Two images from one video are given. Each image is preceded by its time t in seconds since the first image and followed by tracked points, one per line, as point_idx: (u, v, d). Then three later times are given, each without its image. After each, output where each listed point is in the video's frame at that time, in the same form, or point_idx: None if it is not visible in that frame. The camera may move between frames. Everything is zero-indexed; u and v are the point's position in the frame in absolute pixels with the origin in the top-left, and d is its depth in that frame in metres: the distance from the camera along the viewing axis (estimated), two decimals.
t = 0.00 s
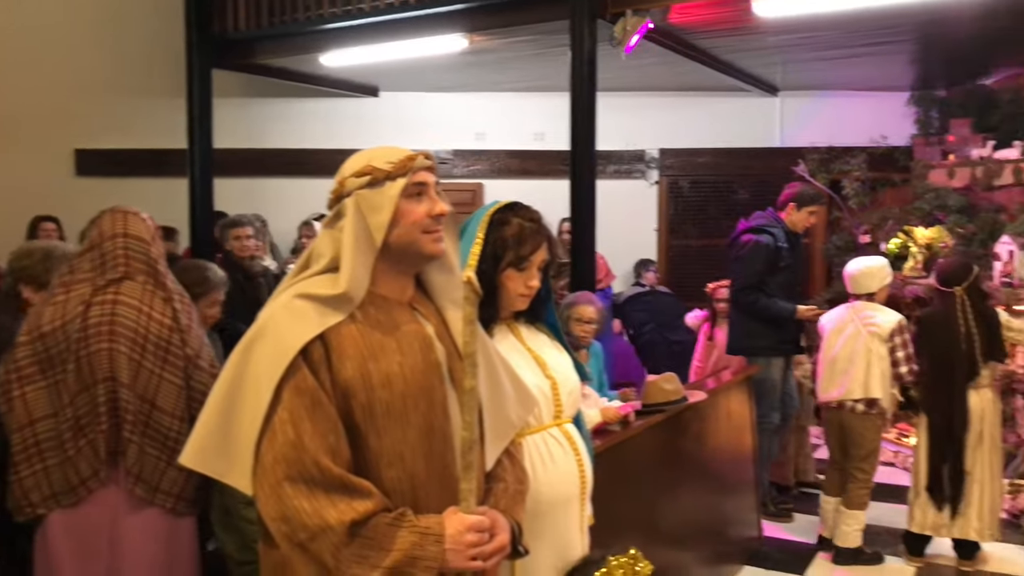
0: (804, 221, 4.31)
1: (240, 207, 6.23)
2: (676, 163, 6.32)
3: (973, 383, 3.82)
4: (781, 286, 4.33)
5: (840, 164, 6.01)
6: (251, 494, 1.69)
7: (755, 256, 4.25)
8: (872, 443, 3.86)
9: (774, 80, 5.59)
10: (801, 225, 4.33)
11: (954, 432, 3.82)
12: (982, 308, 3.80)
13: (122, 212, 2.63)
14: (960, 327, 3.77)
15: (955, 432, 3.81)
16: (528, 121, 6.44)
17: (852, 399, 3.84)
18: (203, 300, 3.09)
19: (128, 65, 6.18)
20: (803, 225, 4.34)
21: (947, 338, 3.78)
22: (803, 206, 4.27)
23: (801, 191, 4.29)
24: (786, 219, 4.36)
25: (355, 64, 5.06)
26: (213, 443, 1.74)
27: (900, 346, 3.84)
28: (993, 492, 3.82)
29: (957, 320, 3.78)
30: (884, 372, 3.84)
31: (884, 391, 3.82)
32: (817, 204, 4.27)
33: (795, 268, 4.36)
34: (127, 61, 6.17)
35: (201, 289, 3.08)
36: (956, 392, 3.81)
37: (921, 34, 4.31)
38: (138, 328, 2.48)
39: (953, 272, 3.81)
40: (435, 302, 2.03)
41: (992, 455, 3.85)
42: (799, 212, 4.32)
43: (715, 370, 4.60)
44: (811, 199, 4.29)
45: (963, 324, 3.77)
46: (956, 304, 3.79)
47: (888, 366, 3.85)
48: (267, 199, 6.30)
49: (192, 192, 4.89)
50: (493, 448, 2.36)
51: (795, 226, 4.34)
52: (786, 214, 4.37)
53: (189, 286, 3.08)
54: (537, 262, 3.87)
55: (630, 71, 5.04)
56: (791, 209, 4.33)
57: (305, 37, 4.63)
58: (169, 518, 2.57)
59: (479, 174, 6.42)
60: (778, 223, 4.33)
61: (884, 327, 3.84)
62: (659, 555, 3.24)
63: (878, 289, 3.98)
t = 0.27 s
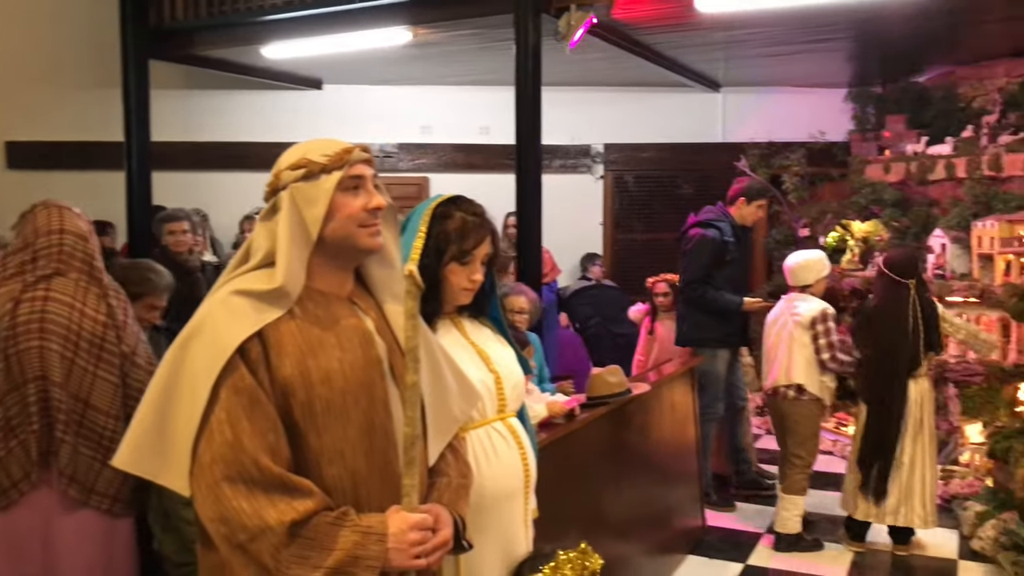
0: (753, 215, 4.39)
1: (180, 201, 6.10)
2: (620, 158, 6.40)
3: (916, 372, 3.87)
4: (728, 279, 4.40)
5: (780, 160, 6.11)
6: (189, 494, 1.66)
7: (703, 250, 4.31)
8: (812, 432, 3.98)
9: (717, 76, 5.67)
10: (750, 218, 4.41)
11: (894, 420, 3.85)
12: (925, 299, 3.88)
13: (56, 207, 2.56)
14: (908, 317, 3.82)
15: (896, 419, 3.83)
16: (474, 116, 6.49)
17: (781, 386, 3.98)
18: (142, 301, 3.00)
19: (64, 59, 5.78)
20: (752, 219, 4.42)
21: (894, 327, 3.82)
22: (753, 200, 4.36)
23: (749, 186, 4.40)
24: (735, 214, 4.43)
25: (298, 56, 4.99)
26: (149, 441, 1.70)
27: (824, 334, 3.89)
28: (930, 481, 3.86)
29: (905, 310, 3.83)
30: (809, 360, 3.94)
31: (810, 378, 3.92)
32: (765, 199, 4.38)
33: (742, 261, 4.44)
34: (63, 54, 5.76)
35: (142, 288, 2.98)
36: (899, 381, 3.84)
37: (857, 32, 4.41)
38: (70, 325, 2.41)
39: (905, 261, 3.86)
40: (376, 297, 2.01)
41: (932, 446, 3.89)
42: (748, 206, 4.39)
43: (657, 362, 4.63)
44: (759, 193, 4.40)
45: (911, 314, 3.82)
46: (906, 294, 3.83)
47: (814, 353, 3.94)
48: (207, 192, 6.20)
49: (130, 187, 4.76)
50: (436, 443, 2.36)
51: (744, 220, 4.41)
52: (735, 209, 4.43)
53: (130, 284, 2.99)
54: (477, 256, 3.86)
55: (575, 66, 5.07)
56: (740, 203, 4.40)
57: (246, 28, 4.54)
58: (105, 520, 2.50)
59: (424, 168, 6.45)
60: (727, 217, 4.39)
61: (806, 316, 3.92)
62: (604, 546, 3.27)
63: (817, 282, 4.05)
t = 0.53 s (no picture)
0: (716, 207, 4.43)
1: (132, 193, 6.16)
2: (575, 150, 6.45)
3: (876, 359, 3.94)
4: (690, 269, 4.47)
5: (731, 153, 6.23)
6: (133, 489, 1.59)
7: (665, 242, 4.36)
8: (759, 413, 4.08)
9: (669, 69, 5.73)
10: (713, 210, 4.46)
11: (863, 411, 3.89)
12: (878, 289, 3.97)
13: None
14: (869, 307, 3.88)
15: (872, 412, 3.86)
16: (427, 107, 6.45)
17: (725, 368, 4.14)
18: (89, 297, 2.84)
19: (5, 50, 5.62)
20: (715, 211, 4.46)
21: (862, 318, 3.85)
22: (716, 191, 4.41)
23: (712, 177, 4.45)
24: (698, 206, 4.48)
25: (248, 47, 4.92)
26: (90, 436, 1.63)
27: (763, 316, 3.99)
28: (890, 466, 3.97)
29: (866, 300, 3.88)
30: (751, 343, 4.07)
31: (750, 360, 4.06)
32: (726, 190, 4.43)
33: (704, 252, 4.50)
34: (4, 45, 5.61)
35: (88, 283, 2.83)
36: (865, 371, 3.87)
37: (806, 26, 4.48)
38: (15, 318, 2.29)
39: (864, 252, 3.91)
40: (323, 288, 1.96)
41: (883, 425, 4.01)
42: (711, 198, 4.44)
43: (609, 353, 4.65)
44: (721, 185, 4.44)
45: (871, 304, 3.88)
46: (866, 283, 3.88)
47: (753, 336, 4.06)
48: (161, 186, 6.22)
49: (75, 179, 4.65)
50: (388, 435, 2.33)
51: (707, 212, 4.46)
52: (699, 201, 4.47)
53: (76, 281, 2.84)
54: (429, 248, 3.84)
55: (528, 58, 5.07)
56: (703, 194, 4.45)
57: (194, 18, 4.47)
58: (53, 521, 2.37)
59: (379, 161, 6.44)
60: (689, 209, 4.45)
61: (746, 299, 4.04)
62: (561, 535, 3.28)
63: (765, 270, 4.14)
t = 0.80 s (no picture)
0: (681, 196, 4.47)
1: (76, 180, 6.04)
2: (532, 139, 6.44)
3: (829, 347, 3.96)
4: (661, 255, 4.53)
5: (685, 142, 6.41)
6: (76, 482, 1.50)
7: (636, 230, 4.41)
8: (711, 400, 4.14)
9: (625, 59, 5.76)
10: (679, 199, 4.50)
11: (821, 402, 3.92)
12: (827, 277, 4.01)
13: None
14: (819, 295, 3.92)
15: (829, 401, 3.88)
16: (383, 95, 6.41)
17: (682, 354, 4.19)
18: (37, 290, 2.53)
19: None
20: (681, 200, 4.50)
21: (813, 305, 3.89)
22: (680, 182, 4.44)
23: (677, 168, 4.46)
24: (664, 195, 4.52)
25: (200, 33, 4.83)
26: (29, 426, 1.53)
27: (715, 304, 4.04)
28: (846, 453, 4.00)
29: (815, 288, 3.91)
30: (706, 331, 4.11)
31: (705, 347, 4.11)
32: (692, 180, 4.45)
33: (675, 239, 4.56)
34: None
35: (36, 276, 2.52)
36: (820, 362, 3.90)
37: (759, 17, 4.53)
38: None
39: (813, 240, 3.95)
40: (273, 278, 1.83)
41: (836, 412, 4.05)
42: (676, 187, 4.48)
43: (564, 342, 4.65)
44: (686, 175, 4.46)
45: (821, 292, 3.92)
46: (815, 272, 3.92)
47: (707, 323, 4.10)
48: (107, 174, 6.08)
49: (17, 167, 4.49)
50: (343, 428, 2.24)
51: (674, 201, 4.50)
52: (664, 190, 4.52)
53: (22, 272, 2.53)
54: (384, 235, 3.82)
55: (485, 47, 5.05)
56: (669, 184, 4.49)
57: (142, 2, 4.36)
58: None
59: (333, 149, 6.33)
60: (657, 198, 4.50)
61: (698, 287, 4.09)
62: (519, 526, 3.26)
63: (720, 257, 4.18)
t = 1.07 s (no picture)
0: (643, 189, 4.47)
1: (27, 174, 5.91)
2: (495, 132, 6.42)
3: (777, 339, 3.97)
4: (632, 246, 4.55)
5: (647, 135, 6.50)
6: (25, 482, 1.45)
7: (606, 219, 4.42)
8: (672, 391, 4.17)
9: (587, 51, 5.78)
10: (642, 192, 4.49)
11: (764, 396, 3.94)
12: (779, 272, 3.97)
13: None
14: (762, 287, 3.93)
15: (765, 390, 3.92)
16: (344, 87, 6.38)
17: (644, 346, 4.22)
18: None
19: None
20: (644, 193, 4.50)
21: (754, 299, 3.92)
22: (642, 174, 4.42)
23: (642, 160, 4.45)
24: (629, 188, 4.52)
25: (156, 23, 4.74)
26: None
27: (676, 297, 4.03)
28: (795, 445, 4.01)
29: (758, 280, 3.94)
30: (667, 323, 4.13)
31: (666, 339, 4.13)
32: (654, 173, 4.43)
33: (643, 229, 4.58)
34: None
35: None
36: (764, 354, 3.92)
37: (719, 11, 4.57)
38: None
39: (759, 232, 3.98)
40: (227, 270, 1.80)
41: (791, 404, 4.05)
42: (639, 180, 4.47)
43: (525, 335, 4.67)
44: (649, 168, 4.44)
45: (765, 284, 3.93)
46: (758, 263, 3.95)
47: (668, 316, 4.13)
48: (61, 168, 5.96)
49: None
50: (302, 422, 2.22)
51: (637, 194, 4.50)
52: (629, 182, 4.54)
53: None
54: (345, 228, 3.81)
55: (447, 39, 5.03)
56: (633, 178, 4.49)
57: None
58: None
59: (293, 141, 6.26)
60: (623, 189, 4.53)
61: (655, 280, 4.12)
62: (483, 517, 3.26)
63: (679, 249, 4.21)
